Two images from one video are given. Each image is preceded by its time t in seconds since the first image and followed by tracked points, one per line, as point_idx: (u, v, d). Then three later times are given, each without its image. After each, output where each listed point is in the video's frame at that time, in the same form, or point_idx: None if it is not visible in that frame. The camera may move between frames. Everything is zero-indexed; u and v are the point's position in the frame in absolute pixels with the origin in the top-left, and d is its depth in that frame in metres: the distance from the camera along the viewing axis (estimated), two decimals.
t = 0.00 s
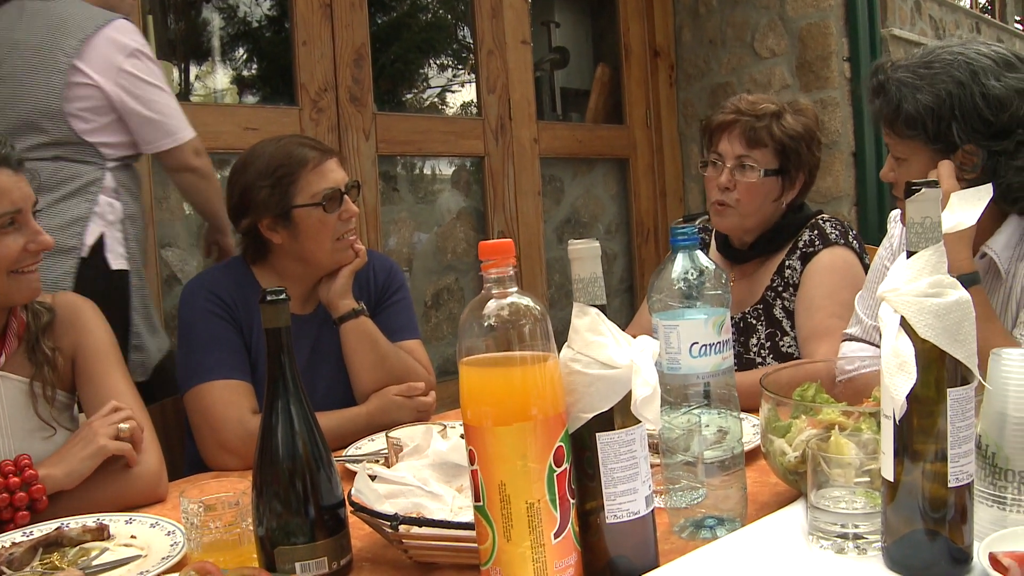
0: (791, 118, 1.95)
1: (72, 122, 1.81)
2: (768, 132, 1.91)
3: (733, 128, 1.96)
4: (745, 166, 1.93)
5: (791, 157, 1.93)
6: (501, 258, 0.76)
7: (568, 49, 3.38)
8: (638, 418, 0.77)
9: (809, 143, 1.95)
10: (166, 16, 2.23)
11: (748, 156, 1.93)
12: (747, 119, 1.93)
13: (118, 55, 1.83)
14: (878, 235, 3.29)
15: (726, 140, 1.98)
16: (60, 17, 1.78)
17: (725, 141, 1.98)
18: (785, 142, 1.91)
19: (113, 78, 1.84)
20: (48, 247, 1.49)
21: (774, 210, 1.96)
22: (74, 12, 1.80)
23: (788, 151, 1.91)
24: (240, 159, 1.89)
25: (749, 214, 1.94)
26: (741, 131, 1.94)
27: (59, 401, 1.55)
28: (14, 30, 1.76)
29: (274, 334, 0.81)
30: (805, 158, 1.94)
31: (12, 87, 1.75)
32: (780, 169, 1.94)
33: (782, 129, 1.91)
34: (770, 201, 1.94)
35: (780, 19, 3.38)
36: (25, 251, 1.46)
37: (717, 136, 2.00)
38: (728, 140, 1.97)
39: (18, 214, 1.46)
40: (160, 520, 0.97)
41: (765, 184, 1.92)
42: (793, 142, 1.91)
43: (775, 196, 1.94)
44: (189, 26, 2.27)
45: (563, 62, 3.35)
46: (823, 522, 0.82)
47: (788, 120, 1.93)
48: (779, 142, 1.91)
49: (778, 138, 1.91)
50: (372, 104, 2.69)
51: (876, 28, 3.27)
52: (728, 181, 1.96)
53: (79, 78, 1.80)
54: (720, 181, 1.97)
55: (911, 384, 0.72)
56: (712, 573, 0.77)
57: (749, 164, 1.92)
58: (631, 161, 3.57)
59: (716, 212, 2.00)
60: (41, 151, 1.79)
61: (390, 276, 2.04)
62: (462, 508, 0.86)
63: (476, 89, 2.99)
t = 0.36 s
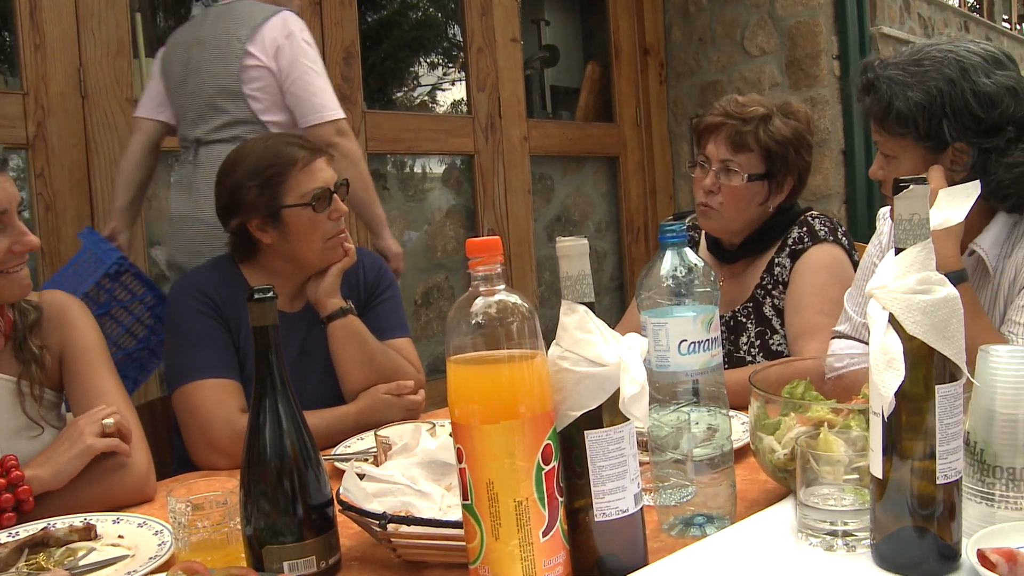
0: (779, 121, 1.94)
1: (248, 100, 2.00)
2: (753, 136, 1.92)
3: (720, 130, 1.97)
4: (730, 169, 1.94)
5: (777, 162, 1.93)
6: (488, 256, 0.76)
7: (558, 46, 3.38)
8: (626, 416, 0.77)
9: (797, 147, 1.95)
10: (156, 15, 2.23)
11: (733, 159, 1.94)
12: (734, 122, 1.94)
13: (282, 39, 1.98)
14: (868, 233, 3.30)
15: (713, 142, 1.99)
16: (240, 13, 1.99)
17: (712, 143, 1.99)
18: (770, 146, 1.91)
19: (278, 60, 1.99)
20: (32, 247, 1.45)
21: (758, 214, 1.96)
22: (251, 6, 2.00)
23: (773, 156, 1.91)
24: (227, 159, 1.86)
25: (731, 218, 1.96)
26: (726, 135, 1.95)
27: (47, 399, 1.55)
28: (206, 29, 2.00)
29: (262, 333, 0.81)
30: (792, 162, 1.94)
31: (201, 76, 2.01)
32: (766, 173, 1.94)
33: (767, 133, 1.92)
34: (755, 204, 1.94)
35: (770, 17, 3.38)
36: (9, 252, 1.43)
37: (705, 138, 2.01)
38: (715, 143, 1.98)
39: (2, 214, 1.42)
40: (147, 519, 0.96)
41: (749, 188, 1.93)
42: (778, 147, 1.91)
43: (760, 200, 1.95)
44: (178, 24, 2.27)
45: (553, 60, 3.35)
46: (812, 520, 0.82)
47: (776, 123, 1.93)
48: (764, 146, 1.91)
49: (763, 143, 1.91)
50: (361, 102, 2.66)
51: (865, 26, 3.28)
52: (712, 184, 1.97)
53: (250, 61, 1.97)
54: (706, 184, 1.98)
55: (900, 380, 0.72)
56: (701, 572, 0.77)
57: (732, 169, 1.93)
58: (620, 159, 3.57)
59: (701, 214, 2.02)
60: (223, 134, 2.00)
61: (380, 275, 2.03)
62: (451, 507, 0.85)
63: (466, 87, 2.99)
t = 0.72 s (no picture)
0: (765, 121, 1.94)
1: (404, 117, 2.16)
2: (739, 137, 1.92)
3: (706, 131, 1.97)
4: (716, 170, 1.94)
5: (763, 162, 1.93)
6: (473, 255, 0.76)
7: (547, 46, 3.38)
8: (611, 416, 0.77)
9: (783, 147, 1.95)
10: (144, 11, 2.22)
11: (720, 160, 1.94)
12: (720, 123, 1.94)
13: (432, 56, 2.11)
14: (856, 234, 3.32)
15: (699, 143, 1.99)
16: (394, 30, 2.13)
17: (698, 144, 1.99)
18: (756, 147, 1.91)
19: (429, 77, 2.13)
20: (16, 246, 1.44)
21: (747, 213, 1.96)
22: (404, 25, 2.13)
23: (760, 156, 1.92)
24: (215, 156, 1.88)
25: (719, 218, 1.96)
26: (713, 136, 1.95)
27: (30, 399, 1.54)
28: (362, 45, 2.16)
29: (246, 331, 0.81)
30: (779, 162, 1.94)
31: (360, 93, 2.19)
32: (752, 173, 1.94)
33: (754, 134, 1.92)
34: (742, 204, 1.95)
35: (759, 18, 3.38)
36: None
37: (691, 139, 2.01)
38: (701, 144, 1.97)
39: None
40: (131, 519, 0.96)
41: (736, 188, 1.93)
42: (764, 147, 1.91)
43: (747, 199, 1.95)
44: (167, 20, 2.28)
45: (542, 60, 3.35)
46: (797, 520, 0.82)
47: (762, 123, 1.93)
48: (750, 147, 1.92)
49: (750, 143, 1.92)
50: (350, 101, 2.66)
51: (854, 28, 3.30)
52: (699, 185, 1.97)
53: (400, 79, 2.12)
54: (693, 185, 1.98)
55: (884, 381, 0.72)
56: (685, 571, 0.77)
57: (719, 169, 1.93)
58: (610, 159, 3.57)
59: (687, 213, 2.02)
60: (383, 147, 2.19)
61: (367, 274, 2.03)
62: (436, 506, 0.85)
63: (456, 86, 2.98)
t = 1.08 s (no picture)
0: (755, 119, 1.93)
1: (512, 125, 2.38)
2: (730, 135, 1.91)
3: (696, 129, 1.95)
4: (707, 168, 1.93)
5: (754, 160, 1.93)
6: (460, 254, 0.76)
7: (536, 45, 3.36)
8: (597, 415, 0.77)
9: (773, 144, 1.95)
10: (132, 11, 2.22)
11: (711, 159, 1.92)
12: (710, 122, 1.92)
13: (545, 75, 2.30)
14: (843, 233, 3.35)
15: (688, 141, 1.97)
16: (508, 44, 2.32)
17: (688, 143, 1.96)
18: (747, 145, 1.90)
19: (541, 94, 2.32)
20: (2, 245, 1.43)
21: (737, 211, 1.96)
22: (518, 40, 2.31)
23: (751, 154, 1.91)
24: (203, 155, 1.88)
25: (710, 216, 1.96)
26: (703, 134, 1.92)
27: (15, 400, 1.52)
28: (481, 57, 2.37)
29: (233, 330, 0.81)
30: (769, 161, 1.94)
31: (478, 100, 2.41)
32: (742, 171, 1.93)
33: (744, 132, 1.91)
34: (732, 203, 1.94)
35: (747, 18, 3.39)
36: None
37: (681, 137, 1.98)
38: (691, 142, 1.95)
39: None
40: (118, 519, 0.96)
41: (727, 186, 1.92)
42: (754, 146, 1.91)
43: (737, 198, 1.95)
44: (155, 20, 2.27)
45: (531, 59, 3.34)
46: (784, 518, 0.82)
47: (752, 121, 1.92)
48: (741, 145, 1.90)
49: (740, 142, 1.90)
50: (338, 100, 2.66)
51: (841, 29, 3.32)
52: (690, 183, 1.96)
53: (516, 95, 2.33)
54: (683, 183, 1.97)
55: (869, 379, 0.72)
56: (672, 570, 0.77)
57: (710, 168, 1.92)
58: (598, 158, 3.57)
59: (678, 213, 2.01)
60: (502, 151, 2.41)
61: (356, 273, 2.03)
62: (423, 506, 0.85)
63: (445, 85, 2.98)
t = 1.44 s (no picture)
0: (740, 121, 1.94)
1: (623, 140, 2.59)
2: (716, 138, 1.91)
3: (683, 134, 1.95)
4: (697, 172, 1.93)
5: (742, 161, 1.93)
6: (449, 255, 0.76)
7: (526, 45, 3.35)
8: (585, 415, 0.77)
9: (759, 144, 1.96)
10: (121, 9, 2.21)
11: (700, 162, 1.93)
12: (696, 125, 1.92)
13: (645, 83, 2.51)
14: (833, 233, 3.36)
15: (675, 146, 1.97)
16: (619, 62, 2.58)
17: (675, 148, 1.97)
18: (735, 147, 1.90)
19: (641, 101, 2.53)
20: None
21: (727, 212, 1.97)
22: (623, 55, 2.57)
23: (740, 156, 1.91)
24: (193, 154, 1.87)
25: (703, 220, 1.96)
26: (691, 138, 1.93)
27: (2, 399, 1.51)
28: (602, 76, 2.63)
29: (222, 331, 0.80)
30: (755, 161, 1.94)
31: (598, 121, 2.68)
32: (731, 172, 1.94)
33: (731, 134, 1.91)
34: (723, 204, 1.95)
35: (738, 19, 3.40)
36: None
37: (667, 142, 1.99)
38: (679, 147, 1.96)
39: None
40: (106, 519, 0.96)
41: (717, 189, 1.93)
42: (743, 146, 1.91)
43: (726, 200, 1.95)
44: (145, 18, 2.26)
45: (522, 59, 3.33)
46: (772, 518, 0.83)
47: (737, 122, 1.92)
48: (729, 147, 1.90)
49: (729, 144, 1.90)
50: (329, 100, 2.66)
51: (830, 30, 3.34)
52: (680, 188, 1.96)
53: (623, 107, 2.56)
54: (673, 189, 1.97)
55: (856, 380, 0.72)
56: (659, 570, 0.78)
57: (699, 172, 1.92)
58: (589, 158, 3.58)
59: (670, 220, 2.00)
60: (616, 166, 2.62)
61: (345, 273, 2.03)
62: (412, 506, 0.85)
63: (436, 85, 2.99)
